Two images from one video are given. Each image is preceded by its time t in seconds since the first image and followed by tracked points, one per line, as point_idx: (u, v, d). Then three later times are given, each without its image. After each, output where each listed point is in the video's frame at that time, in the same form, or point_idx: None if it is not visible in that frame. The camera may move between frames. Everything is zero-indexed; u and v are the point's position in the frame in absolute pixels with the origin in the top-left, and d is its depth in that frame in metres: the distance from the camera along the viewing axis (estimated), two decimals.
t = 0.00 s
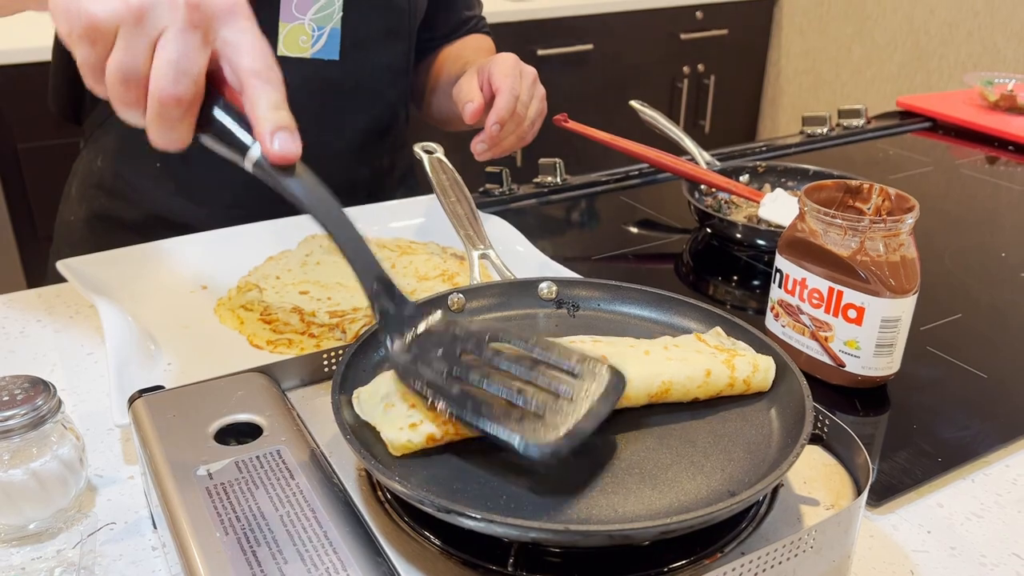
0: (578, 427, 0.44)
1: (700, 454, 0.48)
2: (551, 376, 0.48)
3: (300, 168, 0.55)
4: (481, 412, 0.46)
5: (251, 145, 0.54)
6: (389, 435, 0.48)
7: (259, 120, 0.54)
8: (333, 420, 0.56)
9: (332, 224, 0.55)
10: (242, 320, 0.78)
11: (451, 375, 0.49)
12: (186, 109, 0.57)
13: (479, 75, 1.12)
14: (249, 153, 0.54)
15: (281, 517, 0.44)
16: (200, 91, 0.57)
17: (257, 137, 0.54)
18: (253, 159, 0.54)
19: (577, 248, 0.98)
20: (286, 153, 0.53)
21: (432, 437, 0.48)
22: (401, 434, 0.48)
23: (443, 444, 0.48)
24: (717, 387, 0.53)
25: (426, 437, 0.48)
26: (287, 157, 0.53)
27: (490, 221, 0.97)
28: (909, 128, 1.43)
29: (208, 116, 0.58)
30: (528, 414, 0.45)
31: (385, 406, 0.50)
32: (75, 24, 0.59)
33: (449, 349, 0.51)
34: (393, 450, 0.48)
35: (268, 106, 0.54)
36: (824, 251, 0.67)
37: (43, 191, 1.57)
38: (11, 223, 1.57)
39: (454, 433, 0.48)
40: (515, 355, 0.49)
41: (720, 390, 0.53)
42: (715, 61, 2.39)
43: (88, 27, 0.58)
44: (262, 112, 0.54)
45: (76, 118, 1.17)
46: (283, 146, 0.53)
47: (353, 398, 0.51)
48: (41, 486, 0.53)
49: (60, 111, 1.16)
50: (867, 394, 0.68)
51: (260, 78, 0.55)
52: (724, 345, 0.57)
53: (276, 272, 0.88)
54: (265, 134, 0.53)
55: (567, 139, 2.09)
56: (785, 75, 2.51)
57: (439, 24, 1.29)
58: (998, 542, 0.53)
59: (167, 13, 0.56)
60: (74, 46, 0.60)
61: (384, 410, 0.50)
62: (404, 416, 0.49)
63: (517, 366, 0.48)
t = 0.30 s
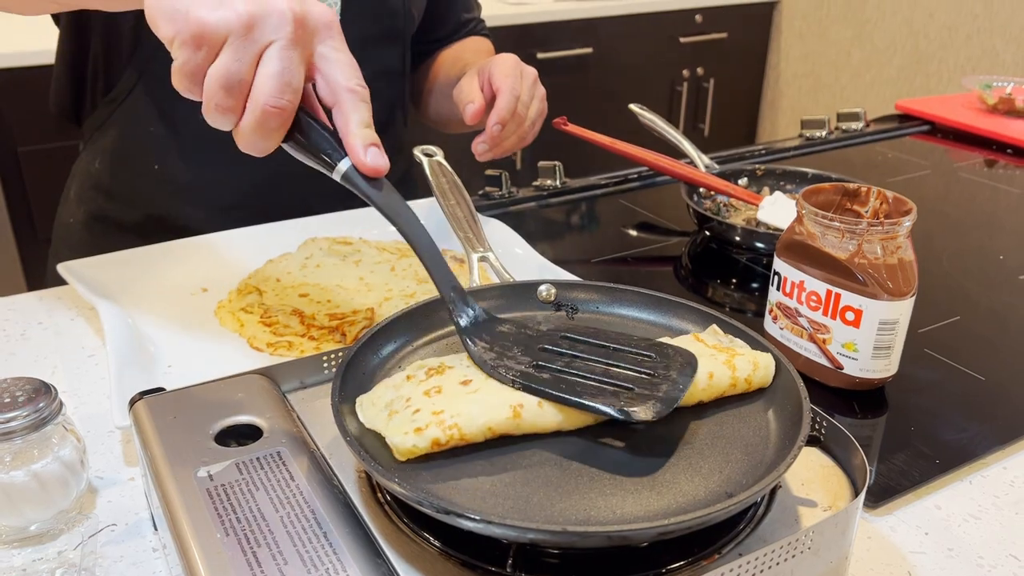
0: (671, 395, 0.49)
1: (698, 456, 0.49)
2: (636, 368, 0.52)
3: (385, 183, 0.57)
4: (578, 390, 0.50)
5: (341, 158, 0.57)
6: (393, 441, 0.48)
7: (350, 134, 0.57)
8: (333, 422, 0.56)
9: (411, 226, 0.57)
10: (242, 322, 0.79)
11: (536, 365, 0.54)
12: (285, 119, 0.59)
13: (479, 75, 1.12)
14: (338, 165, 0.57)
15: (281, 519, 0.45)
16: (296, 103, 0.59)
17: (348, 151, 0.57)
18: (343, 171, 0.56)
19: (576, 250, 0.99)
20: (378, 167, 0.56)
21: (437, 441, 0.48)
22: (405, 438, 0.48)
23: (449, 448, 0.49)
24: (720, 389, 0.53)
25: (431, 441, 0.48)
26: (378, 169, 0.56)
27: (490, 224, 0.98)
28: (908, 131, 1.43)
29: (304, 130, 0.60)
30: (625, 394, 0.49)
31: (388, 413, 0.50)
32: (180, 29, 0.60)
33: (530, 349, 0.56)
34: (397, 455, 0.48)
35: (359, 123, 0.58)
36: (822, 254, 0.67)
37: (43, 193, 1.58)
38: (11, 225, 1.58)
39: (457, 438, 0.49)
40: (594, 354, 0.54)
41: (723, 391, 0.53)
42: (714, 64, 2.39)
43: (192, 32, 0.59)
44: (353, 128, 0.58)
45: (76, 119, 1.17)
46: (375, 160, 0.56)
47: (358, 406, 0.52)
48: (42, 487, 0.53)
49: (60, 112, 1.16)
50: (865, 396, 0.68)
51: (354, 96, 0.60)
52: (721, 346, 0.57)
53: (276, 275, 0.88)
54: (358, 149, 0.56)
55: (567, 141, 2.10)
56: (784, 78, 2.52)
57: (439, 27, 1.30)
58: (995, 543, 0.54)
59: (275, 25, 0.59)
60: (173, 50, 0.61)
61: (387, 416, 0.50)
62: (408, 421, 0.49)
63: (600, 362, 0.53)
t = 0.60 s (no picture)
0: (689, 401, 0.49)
1: (698, 457, 0.49)
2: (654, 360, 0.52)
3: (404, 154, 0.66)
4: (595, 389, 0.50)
5: (363, 132, 0.65)
6: (394, 441, 0.48)
7: (371, 107, 0.65)
8: (334, 423, 0.56)
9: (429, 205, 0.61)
10: (243, 324, 0.79)
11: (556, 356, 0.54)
12: (304, 90, 0.63)
13: (484, 79, 1.13)
14: (364, 136, 0.65)
15: (281, 520, 0.45)
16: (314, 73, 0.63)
17: (371, 126, 0.64)
18: (367, 145, 0.65)
19: (576, 252, 0.99)
20: (399, 141, 0.64)
21: (438, 442, 0.48)
22: (406, 440, 0.48)
23: (449, 449, 0.49)
24: (718, 393, 0.53)
25: (431, 442, 0.48)
26: (398, 142, 0.64)
27: (490, 226, 0.98)
28: (907, 134, 1.43)
29: (327, 102, 0.67)
30: (642, 395, 0.50)
31: (389, 414, 0.50)
32: (194, 3, 0.62)
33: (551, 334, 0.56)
34: (398, 457, 0.48)
35: (378, 95, 0.65)
36: (821, 256, 0.67)
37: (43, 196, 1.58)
38: (12, 229, 1.58)
39: (458, 439, 0.49)
40: (614, 335, 0.54)
41: (722, 394, 0.53)
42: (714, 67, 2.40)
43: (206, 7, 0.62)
44: (374, 101, 0.65)
45: (77, 124, 1.17)
46: (395, 134, 0.64)
47: (358, 408, 0.52)
48: (43, 489, 0.53)
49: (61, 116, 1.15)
50: (864, 398, 0.69)
51: (371, 68, 0.66)
52: (721, 348, 0.57)
53: (276, 277, 0.88)
54: (381, 123, 0.64)
55: (566, 144, 2.10)
56: (783, 81, 2.52)
57: (439, 30, 1.30)
58: (995, 545, 0.54)
59: None
60: (187, 24, 0.63)
61: (389, 419, 0.50)
62: (409, 421, 0.49)
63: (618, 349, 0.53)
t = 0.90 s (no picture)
0: (681, 394, 0.49)
1: (697, 459, 0.49)
2: (646, 359, 0.52)
3: (388, 161, 0.57)
4: (589, 385, 0.50)
5: (341, 139, 0.56)
6: (388, 442, 0.48)
7: (350, 113, 0.57)
8: (333, 425, 0.56)
9: (418, 210, 0.57)
10: (242, 326, 0.79)
11: (548, 356, 0.54)
12: (281, 104, 0.58)
13: (477, 81, 1.13)
14: (338, 147, 0.56)
15: (280, 522, 0.45)
16: (289, 87, 0.58)
17: (348, 132, 0.56)
18: (344, 152, 0.56)
19: (575, 255, 0.99)
20: (380, 145, 0.56)
21: (431, 443, 0.48)
22: (400, 441, 0.48)
23: (442, 449, 0.49)
24: (712, 395, 0.53)
25: (425, 443, 0.48)
26: (378, 149, 0.56)
27: (489, 229, 0.98)
28: (906, 137, 1.44)
29: (299, 114, 0.59)
30: (635, 389, 0.50)
31: (384, 415, 0.50)
32: (163, 22, 0.58)
33: (541, 334, 0.56)
34: (392, 458, 0.48)
35: (358, 100, 0.58)
36: (820, 258, 0.67)
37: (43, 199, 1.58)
38: (12, 232, 1.58)
39: (451, 440, 0.49)
40: (608, 342, 0.54)
41: (717, 396, 0.53)
42: (713, 70, 2.40)
43: (172, 23, 0.58)
44: (352, 105, 0.57)
45: (76, 128, 1.17)
46: (375, 140, 0.56)
47: (353, 407, 0.52)
48: (42, 491, 0.53)
49: (58, 122, 1.16)
50: (863, 400, 0.69)
51: (349, 73, 0.60)
52: (718, 351, 0.57)
53: (275, 280, 0.88)
54: (357, 129, 0.56)
55: (566, 147, 2.11)
56: (783, 84, 2.52)
57: (438, 33, 1.30)
58: (993, 547, 0.54)
59: (260, 9, 0.57)
60: (158, 43, 0.59)
61: (383, 418, 0.50)
62: (404, 421, 0.49)
63: (611, 354, 0.53)
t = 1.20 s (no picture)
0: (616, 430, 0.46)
1: (696, 462, 0.49)
2: (586, 397, 0.49)
3: (336, 217, 0.56)
4: (519, 427, 0.47)
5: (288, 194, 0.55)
6: (378, 438, 0.49)
7: (296, 171, 0.55)
8: (334, 427, 0.57)
9: (363, 262, 0.55)
10: (244, 329, 0.79)
11: (483, 399, 0.50)
12: (231, 162, 0.58)
13: (476, 92, 1.14)
14: (286, 203, 0.55)
15: (282, 523, 0.45)
16: (241, 145, 0.58)
17: (295, 188, 0.55)
18: (290, 208, 0.55)
19: (575, 258, 0.99)
20: (324, 204, 0.54)
21: (420, 443, 0.49)
22: (390, 438, 0.49)
23: (431, 451, 0.49)
24: (709, 400, 0.53)
25: (415, 443, 0.49)
26: (325, 206, 0.54)
27: (489, 232, 0.98)
28: (905, 140, 1.44)
29: (251, 171, 0.58)
30: (567, 427, 0.46)
31: (377, 413, 0.51)
32: (124, 79, 0.59)
33: (482, 377, 0.53)
34: (381, 454, 0.49)
35: (306, 158, 0.56)
36: (818, 261, 0.68)
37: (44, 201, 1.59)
38: (13, 234, 1.59)
39: (440, 442, 0.49)
40: (548, 383, 0.50)
41: (712, 402, 0.53)
42: (713, 73, 2.41)
43: (132, 80, 0.59)
44: (299, 164, 0.56)
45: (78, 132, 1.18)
46: (321, 196, 0.54)
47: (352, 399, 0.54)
48: (45, 493, 0.54)
49: (60, 125, 1.16)
50: (862, 402, 0.69)
51: (302, 131, 0.57)
52: (717, 357, 0.57)
53: (277, 283, 0.88)
54: (304, 185, 0.54)
55: (566, 150, 2.11)
56: (783, 87, 2.53)
57: (438, 37, 1.31)
58: (991, 549, 0.54)
59: (214, 69, 0.57)
60: (120, 99, 0.60)
61: (375, 416, 0.51)
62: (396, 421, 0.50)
63: (550, 396, 0.49)
